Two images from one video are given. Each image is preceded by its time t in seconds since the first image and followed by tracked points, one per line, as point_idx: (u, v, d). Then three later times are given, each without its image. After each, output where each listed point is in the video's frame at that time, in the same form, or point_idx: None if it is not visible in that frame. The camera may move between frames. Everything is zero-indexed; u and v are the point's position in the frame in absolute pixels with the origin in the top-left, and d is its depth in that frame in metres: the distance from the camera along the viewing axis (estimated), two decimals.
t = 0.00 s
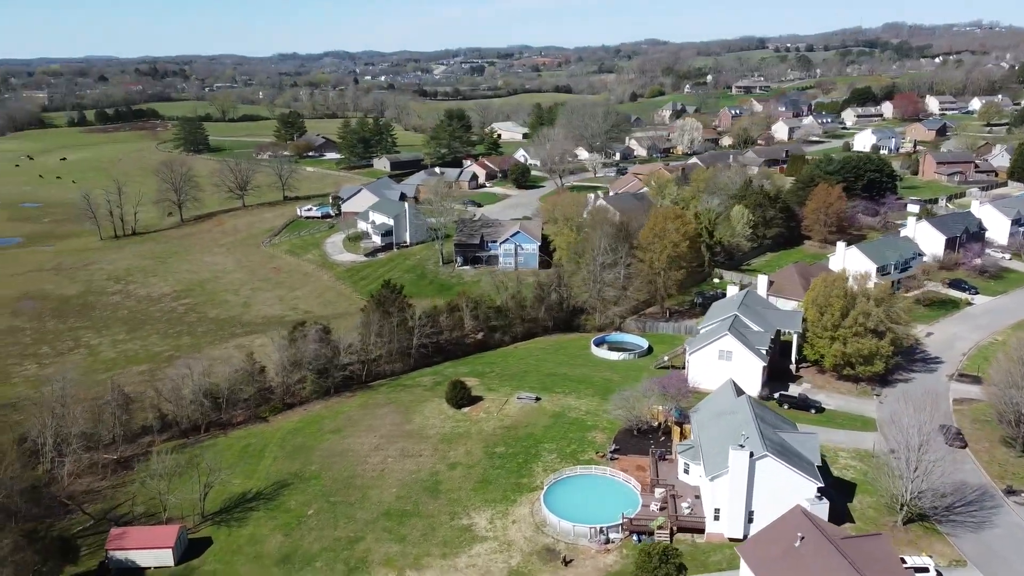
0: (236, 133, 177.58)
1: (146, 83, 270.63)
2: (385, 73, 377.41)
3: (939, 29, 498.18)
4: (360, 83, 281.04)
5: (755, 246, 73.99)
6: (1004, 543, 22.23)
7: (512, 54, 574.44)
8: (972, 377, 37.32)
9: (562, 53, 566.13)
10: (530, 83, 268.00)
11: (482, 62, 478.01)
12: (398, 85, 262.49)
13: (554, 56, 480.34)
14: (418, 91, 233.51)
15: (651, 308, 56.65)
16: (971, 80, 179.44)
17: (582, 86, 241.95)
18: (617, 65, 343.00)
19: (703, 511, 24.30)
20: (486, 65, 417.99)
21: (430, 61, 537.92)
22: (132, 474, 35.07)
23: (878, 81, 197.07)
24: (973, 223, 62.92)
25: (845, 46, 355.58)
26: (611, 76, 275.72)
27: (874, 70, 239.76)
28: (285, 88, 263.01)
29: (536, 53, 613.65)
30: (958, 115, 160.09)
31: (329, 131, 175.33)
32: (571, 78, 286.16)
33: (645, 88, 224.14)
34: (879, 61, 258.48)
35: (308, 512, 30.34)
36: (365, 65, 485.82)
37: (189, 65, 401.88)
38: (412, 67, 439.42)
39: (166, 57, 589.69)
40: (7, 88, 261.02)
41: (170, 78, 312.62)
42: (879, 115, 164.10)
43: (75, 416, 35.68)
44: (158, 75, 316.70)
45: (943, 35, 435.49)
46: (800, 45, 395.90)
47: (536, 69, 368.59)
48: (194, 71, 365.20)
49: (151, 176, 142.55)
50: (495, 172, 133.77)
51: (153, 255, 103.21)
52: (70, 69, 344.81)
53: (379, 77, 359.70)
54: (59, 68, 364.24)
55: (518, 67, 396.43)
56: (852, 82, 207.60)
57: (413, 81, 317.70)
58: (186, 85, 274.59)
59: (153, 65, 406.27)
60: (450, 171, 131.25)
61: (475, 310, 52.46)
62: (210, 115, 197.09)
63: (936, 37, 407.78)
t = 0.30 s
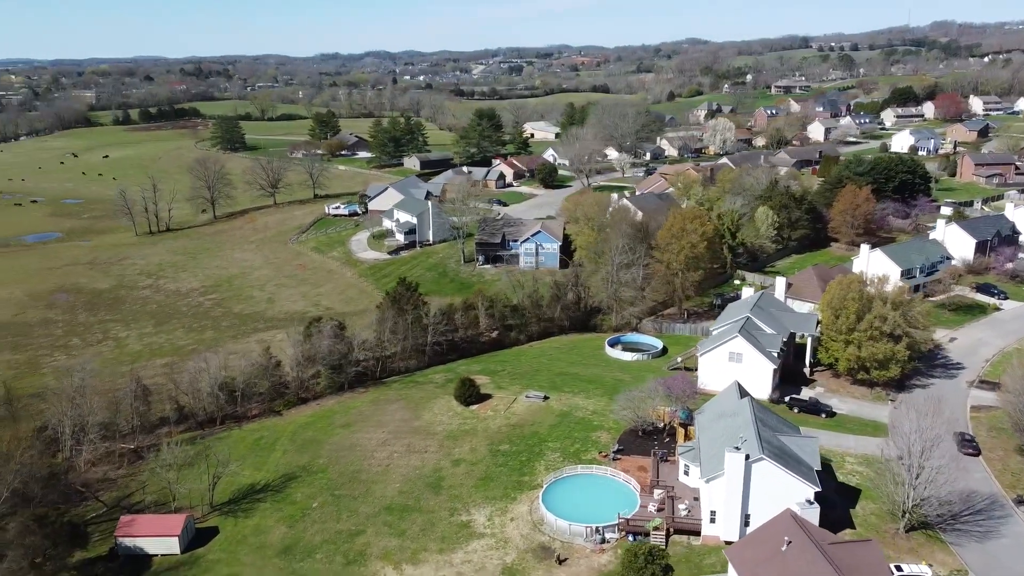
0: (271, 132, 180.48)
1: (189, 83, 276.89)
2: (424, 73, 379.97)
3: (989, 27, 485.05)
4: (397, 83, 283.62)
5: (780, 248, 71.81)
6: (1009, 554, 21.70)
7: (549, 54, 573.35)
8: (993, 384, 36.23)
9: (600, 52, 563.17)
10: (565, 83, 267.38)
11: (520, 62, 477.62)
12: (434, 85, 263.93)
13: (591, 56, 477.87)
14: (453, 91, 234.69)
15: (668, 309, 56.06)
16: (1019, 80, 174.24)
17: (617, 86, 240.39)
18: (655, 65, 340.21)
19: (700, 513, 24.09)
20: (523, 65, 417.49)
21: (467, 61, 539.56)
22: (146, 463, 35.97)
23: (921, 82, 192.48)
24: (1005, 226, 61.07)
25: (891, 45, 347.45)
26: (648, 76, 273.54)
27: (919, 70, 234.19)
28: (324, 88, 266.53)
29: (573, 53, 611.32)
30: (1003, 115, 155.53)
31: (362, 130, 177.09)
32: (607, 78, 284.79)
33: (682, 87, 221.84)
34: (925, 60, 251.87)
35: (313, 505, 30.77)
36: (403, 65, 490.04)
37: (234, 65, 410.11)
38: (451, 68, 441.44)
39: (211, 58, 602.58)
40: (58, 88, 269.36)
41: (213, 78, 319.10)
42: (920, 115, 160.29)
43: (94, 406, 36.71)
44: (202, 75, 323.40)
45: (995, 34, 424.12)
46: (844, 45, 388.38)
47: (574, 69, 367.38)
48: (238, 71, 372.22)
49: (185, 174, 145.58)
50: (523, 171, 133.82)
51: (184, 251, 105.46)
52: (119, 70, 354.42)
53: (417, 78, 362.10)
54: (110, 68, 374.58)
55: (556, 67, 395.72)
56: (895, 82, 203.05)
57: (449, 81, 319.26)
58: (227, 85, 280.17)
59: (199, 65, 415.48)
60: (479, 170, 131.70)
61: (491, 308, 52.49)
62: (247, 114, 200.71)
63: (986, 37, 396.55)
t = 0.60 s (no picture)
0: (308, 131, 183.24)
1: (234, 83, 283.27)
2: (465, 72, 382.20)
3: None
4: (435, 83, 285.81)
5: (807, 250, 69.49)
6: (1013, 565, 21.19)
7: (588, 54, 571.69)
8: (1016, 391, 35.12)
9: (640, 52, 558.89)
10: (603, 83, 266.21)
11: (558, 62, 476.34)
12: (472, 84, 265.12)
13: (631, 56, 474.08)
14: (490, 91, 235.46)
15: (688, 311, 55.20)
16: None
17: (655, 86, 238.70)
18: (698, 64, 336.99)
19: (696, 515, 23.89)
20: (562, 65, 416.13)
21: (505, 61, 540.25)
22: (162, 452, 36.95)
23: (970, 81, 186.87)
24: None
25: (943, 44, 337.55)
26: (688, 75, 270.79)
27: (969, 70, 227.39)
28: (362, 87, 269.24)
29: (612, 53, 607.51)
30: None
31: (396, 129, 178.64)
32: (646, 78, 282.79)
33: (720, 88, 218.99)
34: (976, 60, 244.14)
35: (318, 496, 31.25)
36: (444, 65, 493.77)
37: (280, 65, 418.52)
38: (490, 67, 442.06)
39: (256, 58, 615.23)
40: (111, 88, 278.11)
41: (259, 78, 325.93)
42: (966, 115, 155.68)
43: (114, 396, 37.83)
44: (246, 74, 329.66)
45: None
46: (893, 44, 378.35)
47: (614, 69, 365.19)
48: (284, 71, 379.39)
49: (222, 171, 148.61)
50: (553, 171, 133.57)
51: (217, 246, 107.74)
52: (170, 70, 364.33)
53: (456, 78, 363.62)
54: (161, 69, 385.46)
55: (596, 66, 393.71)
56: (942, 82, 197.54)
57: (488, 81, 320.35)
58: (271, 84, 285.66)
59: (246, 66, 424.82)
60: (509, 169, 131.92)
61: (508, 307, 52.50)
62: (286, 113, 204.31)
63: None
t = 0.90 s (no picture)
0: (341, 130, 185.51)
1: (275, 83, 288.07)
2: (504, 72, 382.29)
3: None
4: (473, 83, 286.56)
5: (833, 252, 68.06)
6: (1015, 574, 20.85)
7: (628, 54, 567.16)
8: None
9: (681, 52, 552.27)
10: (641, 82, 264.05)
11: (595, 62, 474.14)
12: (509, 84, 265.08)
13: (669, 56, 469.36)
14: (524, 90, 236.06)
15: (705, 313, 54.29)
16: None
17: (692, 87, 236.17)
18: (738, 63, 332.42)
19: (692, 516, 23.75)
20: (599, 66, 413.98)
21: (541, 61, 539.49)
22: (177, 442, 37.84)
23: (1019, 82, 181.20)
24: None
25: (995, 43, 327.50)
26: (727, 76, 267.41)
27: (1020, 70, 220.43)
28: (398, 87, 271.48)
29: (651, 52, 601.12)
30: None
31: (428, 128, 179.79)
32: (685, 78, 279.68)
33: (759, 89, 215.54)
34: None
35: (324, 489, 31.72)
36: (483, 65, 494.67)
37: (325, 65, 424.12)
38: (528, 67, 441.43)
39: (298, 58, 624.12)
40: (157, 87, 285.15)
41: (300, 77, 330.41)
42: (1012, 116, 151.01)
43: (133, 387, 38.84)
44: (287, 74, 334.88)
45: None
46: (941, 44, 368.40)
47: (659, 68, 361.99)
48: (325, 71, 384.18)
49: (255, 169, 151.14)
50: (581, 171, 133.14)
51: (247, 243, 109.68)
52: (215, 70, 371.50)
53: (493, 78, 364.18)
54: (207, 69, 393.10)
55: (634, 66, 390.97)
56: (990, 82, 191.92)
57: (525, 81, 319.98)
58: (311, 84, 289.78)
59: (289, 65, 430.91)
60: (536, 169, 131.87)
61: (525, 305, 52.44)
62: (322, 112, 207.14)
63: None
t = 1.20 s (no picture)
0: (374, 129, 187.32)
1: (315, 82, 292.14)
2: (543, 72, 381.36)
3: None
4: (509, 82, 286.59)
5: (858, 255, 66.73)
6: None
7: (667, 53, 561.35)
8: None
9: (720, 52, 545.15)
10: (678, 82, 261.35)
11: (633, 62, 470.85)
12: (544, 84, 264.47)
13: (708, 55, 463.69)
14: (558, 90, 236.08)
15: (722, 315, 53.50)
16: None
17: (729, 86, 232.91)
18: (779, 63, 326.96)
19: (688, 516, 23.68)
20: (639, 64, 410.86)
21: (578, 61, 537.55)
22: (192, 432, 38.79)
23: None
24: None
25: None
26: (767, 75, 263.39)
27: None
28: (435, 87, 273.06)
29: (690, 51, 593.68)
30: None
31: (459, 128, 180.63)
32: (724, 78, 276.18)
33: (800, 89, 211.51)
34: None
35: (331, 481, 32.25)
36: (522, 65, 494.18)
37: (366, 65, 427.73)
38: (567, 67, 440.27)
39: (338, 58, 631.47)
40: (201, 87, 291.37)
41: (339, 77, 334.20)
42: None
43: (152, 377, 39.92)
44: (326, 74, 339.46)
45: None
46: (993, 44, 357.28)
47: (697, 68, 357.97)
48: (364, 71, 387.56)
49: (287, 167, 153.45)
50: (609, 171, 132.45)
51: (276, 239, 111.54)
52: (258, 70, 378.11)
53: (530, 78, 363.79)
54: (252, 69, 399.91)
55: (672, 66, 387.52)
56: None
57: (561, 80, 318.99)
58: (348, 84, 293.37)
59: (331, 65, 435.98)
60: (563, 168, 131.55)
61: (540, 304, 52.43)
62: (358, 111, 209.41)
63: None
